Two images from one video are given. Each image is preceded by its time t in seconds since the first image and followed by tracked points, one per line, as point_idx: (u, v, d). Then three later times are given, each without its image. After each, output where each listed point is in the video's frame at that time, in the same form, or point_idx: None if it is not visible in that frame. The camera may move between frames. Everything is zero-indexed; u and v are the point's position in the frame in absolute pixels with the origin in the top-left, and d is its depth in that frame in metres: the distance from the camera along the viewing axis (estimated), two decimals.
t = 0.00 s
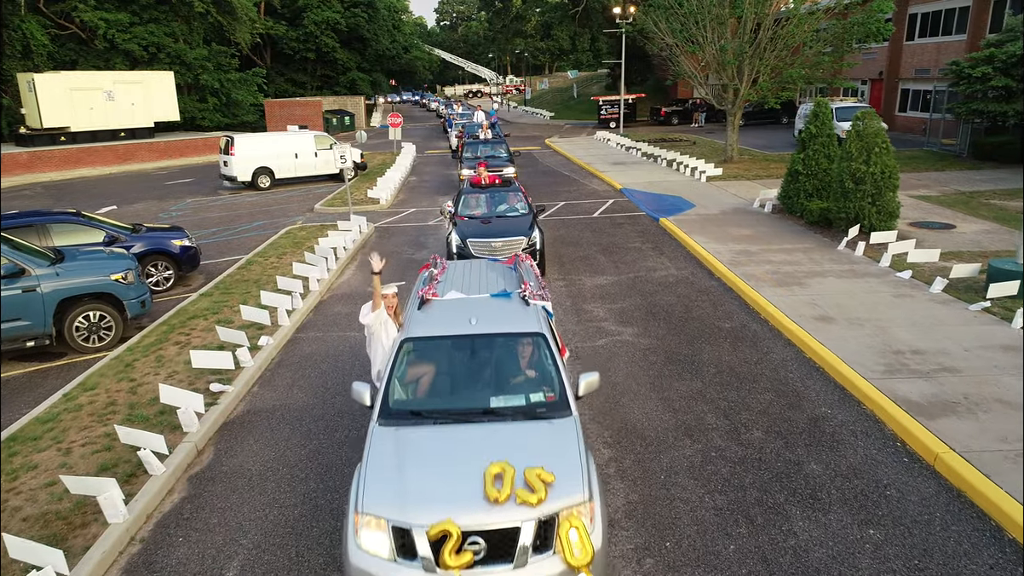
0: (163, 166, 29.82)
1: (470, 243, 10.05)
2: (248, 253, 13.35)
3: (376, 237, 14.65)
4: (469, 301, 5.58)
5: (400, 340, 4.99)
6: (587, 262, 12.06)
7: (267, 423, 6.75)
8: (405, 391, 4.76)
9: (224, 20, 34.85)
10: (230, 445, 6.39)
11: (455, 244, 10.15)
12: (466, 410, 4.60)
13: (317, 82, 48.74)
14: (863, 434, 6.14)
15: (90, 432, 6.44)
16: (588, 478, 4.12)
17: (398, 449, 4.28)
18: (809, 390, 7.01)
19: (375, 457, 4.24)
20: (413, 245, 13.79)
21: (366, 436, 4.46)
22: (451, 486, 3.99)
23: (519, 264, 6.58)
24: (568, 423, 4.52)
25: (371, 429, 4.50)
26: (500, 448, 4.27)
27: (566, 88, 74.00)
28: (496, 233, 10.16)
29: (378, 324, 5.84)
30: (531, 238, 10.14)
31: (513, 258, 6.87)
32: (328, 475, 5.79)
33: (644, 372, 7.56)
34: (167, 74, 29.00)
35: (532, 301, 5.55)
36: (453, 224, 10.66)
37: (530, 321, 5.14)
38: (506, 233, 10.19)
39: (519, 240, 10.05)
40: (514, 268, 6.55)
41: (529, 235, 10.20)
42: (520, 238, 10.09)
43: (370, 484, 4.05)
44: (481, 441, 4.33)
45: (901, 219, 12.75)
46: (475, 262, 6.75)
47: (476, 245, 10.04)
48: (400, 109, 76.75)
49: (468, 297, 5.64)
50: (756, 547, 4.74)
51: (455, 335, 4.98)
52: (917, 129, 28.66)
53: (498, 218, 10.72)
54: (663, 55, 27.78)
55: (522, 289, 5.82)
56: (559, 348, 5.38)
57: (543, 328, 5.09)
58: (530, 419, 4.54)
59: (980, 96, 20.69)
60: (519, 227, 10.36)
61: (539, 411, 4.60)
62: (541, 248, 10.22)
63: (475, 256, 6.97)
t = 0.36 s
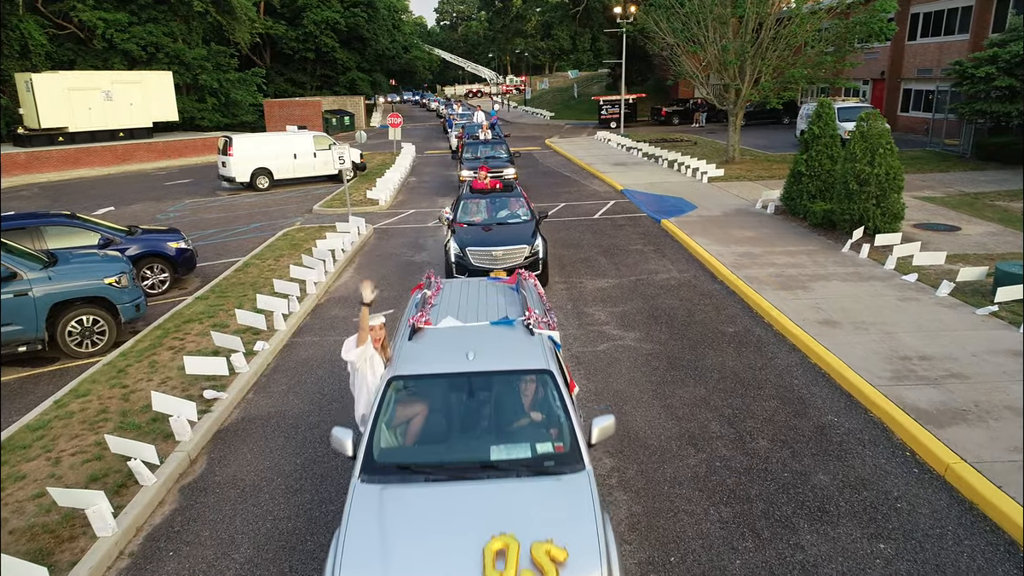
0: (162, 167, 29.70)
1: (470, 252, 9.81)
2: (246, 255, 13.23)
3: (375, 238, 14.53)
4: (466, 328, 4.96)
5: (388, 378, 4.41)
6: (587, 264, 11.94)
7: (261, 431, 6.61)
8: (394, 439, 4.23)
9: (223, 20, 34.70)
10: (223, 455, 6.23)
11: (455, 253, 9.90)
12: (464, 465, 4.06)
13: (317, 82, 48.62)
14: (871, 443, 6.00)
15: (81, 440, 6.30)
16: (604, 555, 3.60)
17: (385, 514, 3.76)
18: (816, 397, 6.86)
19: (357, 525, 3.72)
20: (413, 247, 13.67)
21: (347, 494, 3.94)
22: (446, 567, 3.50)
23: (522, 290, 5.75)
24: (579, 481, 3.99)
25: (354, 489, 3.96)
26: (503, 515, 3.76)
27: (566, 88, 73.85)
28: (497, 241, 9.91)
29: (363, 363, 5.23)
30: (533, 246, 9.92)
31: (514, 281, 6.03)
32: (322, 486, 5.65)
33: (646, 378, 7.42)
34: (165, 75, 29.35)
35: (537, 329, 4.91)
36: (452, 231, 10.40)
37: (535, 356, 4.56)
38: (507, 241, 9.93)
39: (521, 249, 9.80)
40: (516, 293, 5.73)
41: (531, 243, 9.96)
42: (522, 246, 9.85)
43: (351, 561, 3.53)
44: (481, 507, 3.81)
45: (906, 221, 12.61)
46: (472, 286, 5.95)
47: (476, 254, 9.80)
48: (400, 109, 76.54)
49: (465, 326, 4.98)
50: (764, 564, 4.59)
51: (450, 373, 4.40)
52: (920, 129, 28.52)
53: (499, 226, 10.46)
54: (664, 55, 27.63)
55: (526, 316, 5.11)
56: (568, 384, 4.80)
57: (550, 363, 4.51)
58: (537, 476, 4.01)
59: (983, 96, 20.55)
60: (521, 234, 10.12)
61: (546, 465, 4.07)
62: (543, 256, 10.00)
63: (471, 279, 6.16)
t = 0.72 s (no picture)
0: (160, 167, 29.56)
1: (469, 261, 9.55)
2: (243, 257, 13.10)
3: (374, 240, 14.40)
4: (463, 360, 4.38)
5: (373, 424, 3.85)
6: (588, 267, 11.82)
7: (256, 439, 6.48)
8: (379, 494, 3.68)
9: (221, 20, 34.55)
10: (216, 464, 6.09)
11: (453, 261, 9.63)
12: (460, 532, 3.51)
13: (316, 82, 48.46)
14: (879, 452, 5.87)
15: (71, 449, 6.17)
16: None
17: None
18: (821, 404, 6.73)
19: None
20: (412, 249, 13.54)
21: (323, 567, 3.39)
22: None
23: (525, 314, 5.17)
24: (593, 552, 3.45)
25: (331, 560, 3.41)
26: None
27: (566, 88, 73.68)
28: (497, 250, 9.65)
29: (347, 411, 4.37)
30: (536, 254, 9.67)
31: (515, 304, 5.46)
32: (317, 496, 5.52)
33: (648, 384, 7.29)
34: (164, 75, 29.15)
35: (543, 363, 4.33)
36: (450, 238, 10.13)
37: (541, 397, 3.99)
38: (508, 250, 9.66)
39: (522, 257, 9.55)
40: (518, 318, 5.14)
41: (534, 251, 9.70)
42: (523, 255, 9.59)
43: None
44: None
45: (909, 222, 12.50)
46: (469, 309, 5.36)
47: (475, 263, 9.55)
48: (399, 109, 76.32)
49: (463, 360, 4.38)
50: None
51: (444, 420, 3.82)
52: (921, 129, 28.43)
53: (500, 233, 10.19)
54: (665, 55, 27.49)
55: (529, 347, 4.50)
56: (577, 426, 4.25)
57: (560, 406, 3.94)
58: (545, 545, 3.47)
59: (986, 96, 20.43)
60: (523, 242, 9.88)
61: (555, 532, 3.53)
62: (546, 264, 9.76)
63: (467, 302, 5.59)
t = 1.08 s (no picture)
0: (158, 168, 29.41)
1: (467, 273, 9.29)
2: (239, 259, 12.98)
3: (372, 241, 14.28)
4: (458, 414, 3.84)
5: (351, 495, 3.32)
6: (589, 269, 11.68)
7: (249, 448, 6.34)
8: None
9: (220, 19, 34.38)
10: (208, 474, 5.94)
11: (451, 273, 9.38)
12: None
13: (315, 82, 48.31)
14: (887, 462, 5.73)
15: (59, 458, 6.02)
16: None
17: None
18: (827, 412, 6.59)
19: None
20: (411, 251, 13.42)
21: None
22: None
23: (530, 349, 4.63)
24: None
25: None
26: None
27: (566, 88, 73.53)
28: (497, 262, 9.38)
29: (317, 485, 3.86)
30: (539, 265, 9.37)
31: (518, 335, 4.92)
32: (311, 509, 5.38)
33: (651, 391, 7.15)
34: (163, 76, 29.26)
35: (551, 417, 3.78)
36: (448, 249, 9.89)
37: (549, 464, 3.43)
38: (508, 262, 9.40)
39: (524, 269, 9.27)
40: (522, 354, 4.60)
41: (536, 262, 9.41)
42: (525, 266, 9.31)
43: None
44: None
45: (913, 224, 12.36)
46: (466, 341, 4.82)
47: (475, 275, 9.30)
48: (399, 109, 76.09)
49: (457, 411, 3.87)
50: None
51: (432, 494, 3.27)
52: (923, 129, 28.31)
53: (499, 243, 9.94)
54: (665, 55, 27.35)
55: (536, 398, 3.98)
56: (593, 492, 3.68)
57: (572, 473, 3.39)
58: None
59: (989, 97, 20.30)
60: (525, 252, 9.61)
61: None
62: (550, 275, 9.46)
63: (463, 331, 5.04)
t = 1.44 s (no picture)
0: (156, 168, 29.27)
1: (466, 285, 8.67)
2: (237, 262, 12.83)
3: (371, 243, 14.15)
4: (453, 490, 3.26)
5: None
6: (590, 272, 11.53)
7: (243, 457, 6.20)
8: None
9: (219, 19, 34.21)
10: (201, 484, 5.80)
11: (449, 286, 8.78)
12: None
13: (315, 82, 48.17)
14: (897, 473, 5.59)
15: (49, 468, 5.88)
16: None
17: None
18: (835, 420, 6.45)
19: None
20: (411, 253, 13.28)
21: None
22: None
23: (536, 398, 4.05)
24: None
25: None
26: None
27: (567, 88, 73.42)
28: (499, 274, 8.78)
29: None
30: (543, 277, 8.77)
31: (522, 378, 4.35)
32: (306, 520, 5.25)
33: (653, 398, 7.00)
34: (163, 75, 27.36)
35: (563, 497, 3.23)
36: (446, 260, 9.29)
37: (566, 566, 2.88)
38: (510, 274, 8.79)
39: (527, 282, 8.66)
40: (528, 404, 4.02)
41: (540, 274, 8.83)
42: (528, 278, 8.70)
43: None
44: None
45: (918, 226, 12.21)
46: (462, 387, 4.22)
47: (475, 289, 8.68)
48: (399, 109, 75.94)
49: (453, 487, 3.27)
50: None
51: None
52: (926, 129, 28.18)
53: (500, 254, 9.36)
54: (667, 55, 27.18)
55: (546, 469, 3.40)
56: None
57: None
58: None
59: (993, 97, 20.17)
60: (528, 263, 9.03)
61: None
62: (555, 288, 8.86)
63: (458, 371, 4.43)
